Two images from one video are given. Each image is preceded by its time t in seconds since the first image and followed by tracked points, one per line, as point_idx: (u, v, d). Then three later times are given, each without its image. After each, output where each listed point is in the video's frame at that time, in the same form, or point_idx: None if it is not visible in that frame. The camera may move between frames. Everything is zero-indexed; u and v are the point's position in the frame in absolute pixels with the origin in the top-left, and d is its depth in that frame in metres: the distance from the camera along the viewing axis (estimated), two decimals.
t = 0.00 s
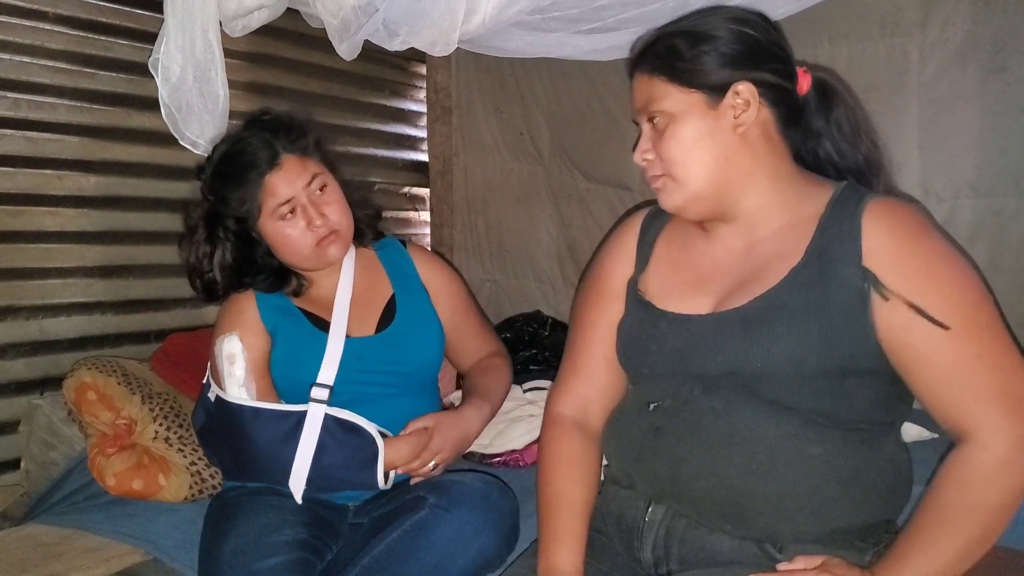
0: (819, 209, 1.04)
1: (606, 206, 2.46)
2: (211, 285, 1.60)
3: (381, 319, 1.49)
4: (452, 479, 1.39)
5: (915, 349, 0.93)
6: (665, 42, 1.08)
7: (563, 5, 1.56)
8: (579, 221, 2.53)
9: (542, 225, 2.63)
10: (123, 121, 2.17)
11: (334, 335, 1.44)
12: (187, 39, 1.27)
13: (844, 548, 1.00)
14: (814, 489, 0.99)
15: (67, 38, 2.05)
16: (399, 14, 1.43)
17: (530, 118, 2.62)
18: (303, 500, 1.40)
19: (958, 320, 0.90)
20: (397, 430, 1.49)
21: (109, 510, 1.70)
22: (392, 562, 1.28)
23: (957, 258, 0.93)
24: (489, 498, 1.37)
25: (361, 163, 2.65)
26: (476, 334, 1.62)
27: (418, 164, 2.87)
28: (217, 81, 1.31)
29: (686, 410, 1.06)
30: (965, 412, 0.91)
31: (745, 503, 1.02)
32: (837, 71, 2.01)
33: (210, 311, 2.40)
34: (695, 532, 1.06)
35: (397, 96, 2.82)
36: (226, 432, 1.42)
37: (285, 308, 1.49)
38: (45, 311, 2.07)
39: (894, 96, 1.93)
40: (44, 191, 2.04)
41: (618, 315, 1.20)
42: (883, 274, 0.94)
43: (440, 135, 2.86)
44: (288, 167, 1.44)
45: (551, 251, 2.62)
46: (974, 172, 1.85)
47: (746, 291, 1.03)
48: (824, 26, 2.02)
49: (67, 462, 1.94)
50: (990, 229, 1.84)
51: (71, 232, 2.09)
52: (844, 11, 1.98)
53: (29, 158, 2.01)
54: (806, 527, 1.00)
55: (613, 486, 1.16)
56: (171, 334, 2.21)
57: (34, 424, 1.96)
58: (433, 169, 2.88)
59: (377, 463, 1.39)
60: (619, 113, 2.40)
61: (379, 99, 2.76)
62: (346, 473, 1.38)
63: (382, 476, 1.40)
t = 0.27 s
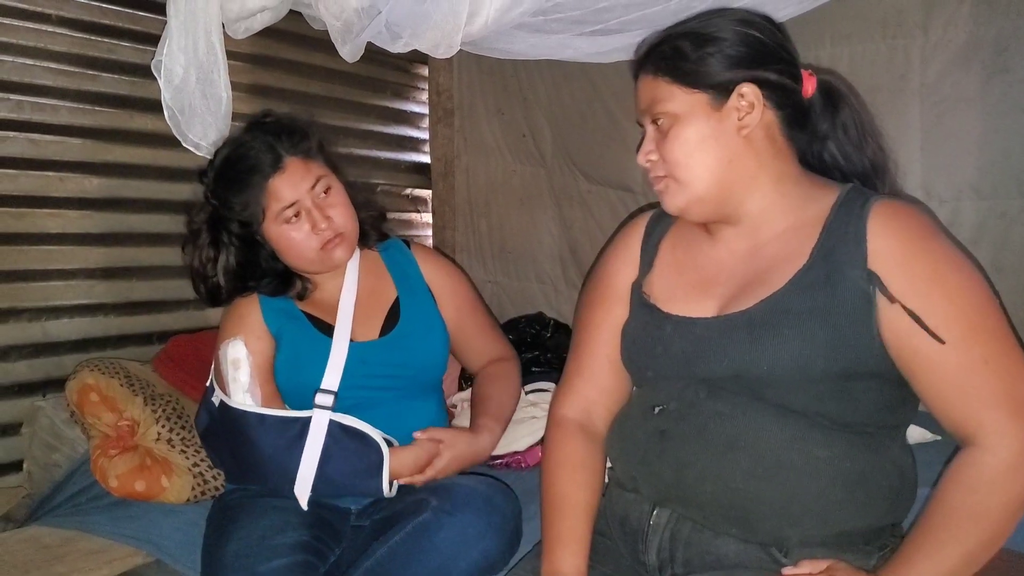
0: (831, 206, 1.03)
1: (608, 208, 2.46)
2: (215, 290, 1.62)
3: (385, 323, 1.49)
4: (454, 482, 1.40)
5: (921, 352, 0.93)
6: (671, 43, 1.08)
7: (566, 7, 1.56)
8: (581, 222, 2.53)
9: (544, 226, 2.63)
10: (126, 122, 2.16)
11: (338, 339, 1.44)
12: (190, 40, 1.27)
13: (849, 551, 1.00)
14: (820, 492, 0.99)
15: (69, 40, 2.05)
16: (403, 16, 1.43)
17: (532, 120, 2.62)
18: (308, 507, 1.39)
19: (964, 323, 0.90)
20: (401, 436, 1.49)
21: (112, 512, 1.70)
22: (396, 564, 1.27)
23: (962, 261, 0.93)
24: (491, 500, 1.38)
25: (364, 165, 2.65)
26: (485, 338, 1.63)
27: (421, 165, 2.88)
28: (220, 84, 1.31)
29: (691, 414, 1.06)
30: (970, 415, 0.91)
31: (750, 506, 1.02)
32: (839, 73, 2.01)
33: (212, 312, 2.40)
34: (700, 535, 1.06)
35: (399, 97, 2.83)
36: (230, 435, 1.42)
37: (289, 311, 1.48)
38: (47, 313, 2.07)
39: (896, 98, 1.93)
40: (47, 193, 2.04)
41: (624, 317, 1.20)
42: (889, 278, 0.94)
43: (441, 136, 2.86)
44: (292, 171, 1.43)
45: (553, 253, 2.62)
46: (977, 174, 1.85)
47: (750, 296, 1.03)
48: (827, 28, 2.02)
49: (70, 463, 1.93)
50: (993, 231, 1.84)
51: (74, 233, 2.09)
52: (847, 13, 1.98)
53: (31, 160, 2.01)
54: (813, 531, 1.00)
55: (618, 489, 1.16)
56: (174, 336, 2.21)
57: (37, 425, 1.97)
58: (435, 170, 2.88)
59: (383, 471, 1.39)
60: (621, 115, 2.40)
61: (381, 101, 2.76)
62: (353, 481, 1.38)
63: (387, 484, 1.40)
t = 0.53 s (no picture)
0: (825, 207, 1.03)
1: (609, 208, 2.46)
2: (223, 293, 1.58)
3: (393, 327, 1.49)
4: (459, 485, 1.41)
5: (920, 352, 0.93)
6: (686, 35, 1.07)
7: (567, 7, 1.56)
8: (582, 223, 2.53)
9: (544, 227, 2.63)
10: (127, 123, 2.17)
11: (347, 345, 1.43)
12: (192, 42, 1.27)
13: (849, 550, 1.00)
14: (819, 492, 0.99)
15: (71, 41, 2.06)
16: (403, 16, 1.44)
17: (532, 120, 2.62)
18: (315, 514, 1.39)
19: (962, 323, 0.90)
20: (409, 439, 1.50)
21: (114, 512, 1.70)
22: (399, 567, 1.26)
23: (959, 259, 0.93)
24: (495, 505, 1.38)
25: (365, 166, 2.65)
26: (491, 344, 1.62)
27: (423, 166, 2.88)
28: (222, 85, 1.31)
29: (689, 414, 1.06)
30: (969, 415, 0.91)
31: (749, 506, 1.02)
32: (840, 73, 2.01)
33: (214, 313, 2.40)
34: (700, 535, 1.06)
35: (400, 98, 2.83)
36: (232, 436, 1.42)
37: (297, 315, 1.48)
38: (49, 313, 2.07)
39: (897, 98, 1.93)
40: (49, 194, 2.05)
41: (620, 318, 1.20)
42: (886, 277, 0.94)
43: (443, 137, 2.86)
44: (304, 174, 1.42)
45: (553, 253, 2.62)
46: (977, 174, 1.85)
47: (745, 296, 1.03)
48: (827, 28, 2.02)
49: (72, 463, 1.92)
50: (993, 231, 1.84)
51: (75, 234, 2.09)
52: (847, 13, 1.99)
53: (33, 160, 2.01)
54: (812, 530, 1.00)
55: (618, 489, 1.16)
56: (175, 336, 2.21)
57: (39, 425, 1.97)
58: (436, 170, 2.88)
59: (391, 478, 1.37)
60: (622, 115, 2.40)
61: (382, 102, 2.76)
62: (360, 490, 1.37)
63: (396, 491, 1.38)
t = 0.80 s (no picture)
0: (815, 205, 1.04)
1: (610, 208, 2.46)
2: (232, 301, 1.55)
3: (402, 330, 1.49)
4: (462, 487, 1.41)
5: (913, 348, 0.92)
6: (676, 37, 1.08)
7: (568, 7, 1.56)
8: (583, 223, 2.53)
9: (546, 226, 2.63)
10: (129, 124, 2.17)
11: (357, 350, 1.43)
12: (194, 42, 1.28)
13: (849, 549, 1.00)
14: (820, 491, 0.99)
15: (73, 42, 2.06)
16: (405, 16, 1.44)
17: (533, 120, 2.62)
18: (319, 520, 1.38)
19: (957, 320, 0.89)
20: (415, 444, 1.51)
21: (116, 512, 1.71)
22: (402, 569, 1.28)
23: (951, 253, 0.93)
24: (498, 508, 1.38)
25: (366, 166, 2.65)
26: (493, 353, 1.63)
27: (424, 166, 2.89)
28: (224, 85, 1.30)
29: (686, 413, 1.06)
30: (964, 413, 0.91)
31: (748, 504, 1.02)
32: (841, 73, 2.01)
33: (215, 313, 2.40)
34: (699, 534, 1.06)
35: (401, 98, 2.83)
36: (234, 436, 1.43)
37: (307, 319, 1.47)
38: (51, 314, 2.07)
39: (898, 98, 1.94)
40: (51, 194, 2.05)
41: (615, 317, 1.20)
42: (879, 273, 0.94)
43: (444, 137, 2.86)
44: (312, 179, 1.40)
45: (555, 253, 2.62)
46: (979, 174, 1.85)
47: (738, 293, 1.03)
48: (829, 29, 2.02)
49: (74, 464, 1.93)
50: (994, 231, 1.84)
51: (77, 234, 2.09)
52: (849, 13, 1.99)
53: (35, 160, 2.02)
54: (810, 528, 1.00)
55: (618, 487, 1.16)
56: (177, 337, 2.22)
57: (41, 425, 1.97)
58: (438, 171, 2.88)
59: (396, 488, 1.37)
60: (623, 115, 2.40)
61: (384, 102, 2.77)
62: (364, 497, 1.37)
63: (400, 501, 1.38)
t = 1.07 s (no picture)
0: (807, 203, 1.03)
1: (610, 208, 2.46)
2: (236, 303, 1.52)
3: (405, 331, 1.49)
4: (462, 488, 1.40)
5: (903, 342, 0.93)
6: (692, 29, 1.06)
7: (569, 7, 1.55)
8: (583, 223, 2.53)
9: (546, 226, 2.63)
10: (130, 124, 2.17)
11: (358, 352, 1.42)
12: (194, 42, 1.28)
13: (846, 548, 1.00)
14: (818, 491, 0.99)
15: (73, 42, 2.06)
16: (406, 16, 1.44)
17: (534, 120, 2.62)
18: (319, 521, 1.38)
19: (949, 312, 0.89)
20: (414, 445, 1.51)
21: (116, 512, 1.71)
22: (403, 569, 1.28)
23: (941, 248, 0.93)
24: (498, 508, 1.38)
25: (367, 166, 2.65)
26: (495, 355, 1.63)
27: (425, 167, 2.89)
28: (224, 85, 1.30)
29: (681, 411, 1.06)
30: (956, 404, 0.91)
31: (745, 502, 1.02)
32: (842, 73, 2.01)
33: (216, 313, 2.40)
34: (696, 534, 1.05)
35: (402, 99, 2.83)
36: (233, 436, 1.43)
37: (308, 320, 1.47)
38: (52, 314, 2.07)
39: (900, 98, 1.93)
40: (52, 194, 2.05)
41: (613, 319, 1.20)
42: (868, 268, 0.94)
43: (445, 137, 2.86)
44: (318, 181, 1.39)
45: (555, 253, 2.62)
46: (980, 174, 1.84)
47: (729, 291, 1.03)
48: (830, 29, 2.02)
49: (74, 464, 1.93)
50: (996, 231, 1.84)
51: (78, 234, 2.09)
52: (850, 13, 1.98)
53: (36, 160, 2.02)
54: (806, 525, 1.00)
55: (616, 487, 1.16)
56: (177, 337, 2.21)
57: (42, 426, 1.97)
58: (439, 171, 2.88)
59: (396, 491, 1.37)
60: (624, 116, 2.40)
61: (385, 102, 2.77)
62: (364, 499, 1.36)
63: (400, 503, 1.38)
